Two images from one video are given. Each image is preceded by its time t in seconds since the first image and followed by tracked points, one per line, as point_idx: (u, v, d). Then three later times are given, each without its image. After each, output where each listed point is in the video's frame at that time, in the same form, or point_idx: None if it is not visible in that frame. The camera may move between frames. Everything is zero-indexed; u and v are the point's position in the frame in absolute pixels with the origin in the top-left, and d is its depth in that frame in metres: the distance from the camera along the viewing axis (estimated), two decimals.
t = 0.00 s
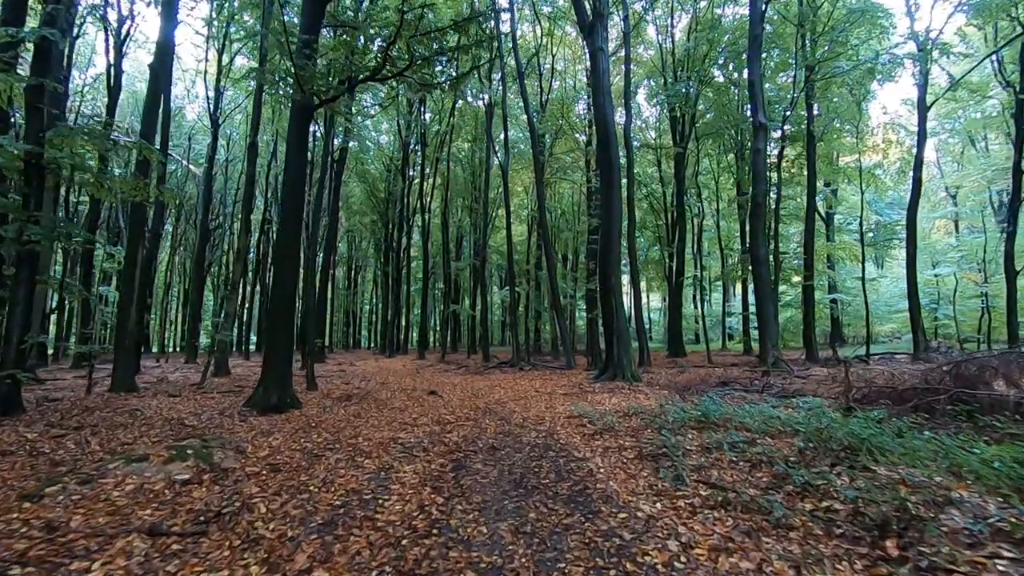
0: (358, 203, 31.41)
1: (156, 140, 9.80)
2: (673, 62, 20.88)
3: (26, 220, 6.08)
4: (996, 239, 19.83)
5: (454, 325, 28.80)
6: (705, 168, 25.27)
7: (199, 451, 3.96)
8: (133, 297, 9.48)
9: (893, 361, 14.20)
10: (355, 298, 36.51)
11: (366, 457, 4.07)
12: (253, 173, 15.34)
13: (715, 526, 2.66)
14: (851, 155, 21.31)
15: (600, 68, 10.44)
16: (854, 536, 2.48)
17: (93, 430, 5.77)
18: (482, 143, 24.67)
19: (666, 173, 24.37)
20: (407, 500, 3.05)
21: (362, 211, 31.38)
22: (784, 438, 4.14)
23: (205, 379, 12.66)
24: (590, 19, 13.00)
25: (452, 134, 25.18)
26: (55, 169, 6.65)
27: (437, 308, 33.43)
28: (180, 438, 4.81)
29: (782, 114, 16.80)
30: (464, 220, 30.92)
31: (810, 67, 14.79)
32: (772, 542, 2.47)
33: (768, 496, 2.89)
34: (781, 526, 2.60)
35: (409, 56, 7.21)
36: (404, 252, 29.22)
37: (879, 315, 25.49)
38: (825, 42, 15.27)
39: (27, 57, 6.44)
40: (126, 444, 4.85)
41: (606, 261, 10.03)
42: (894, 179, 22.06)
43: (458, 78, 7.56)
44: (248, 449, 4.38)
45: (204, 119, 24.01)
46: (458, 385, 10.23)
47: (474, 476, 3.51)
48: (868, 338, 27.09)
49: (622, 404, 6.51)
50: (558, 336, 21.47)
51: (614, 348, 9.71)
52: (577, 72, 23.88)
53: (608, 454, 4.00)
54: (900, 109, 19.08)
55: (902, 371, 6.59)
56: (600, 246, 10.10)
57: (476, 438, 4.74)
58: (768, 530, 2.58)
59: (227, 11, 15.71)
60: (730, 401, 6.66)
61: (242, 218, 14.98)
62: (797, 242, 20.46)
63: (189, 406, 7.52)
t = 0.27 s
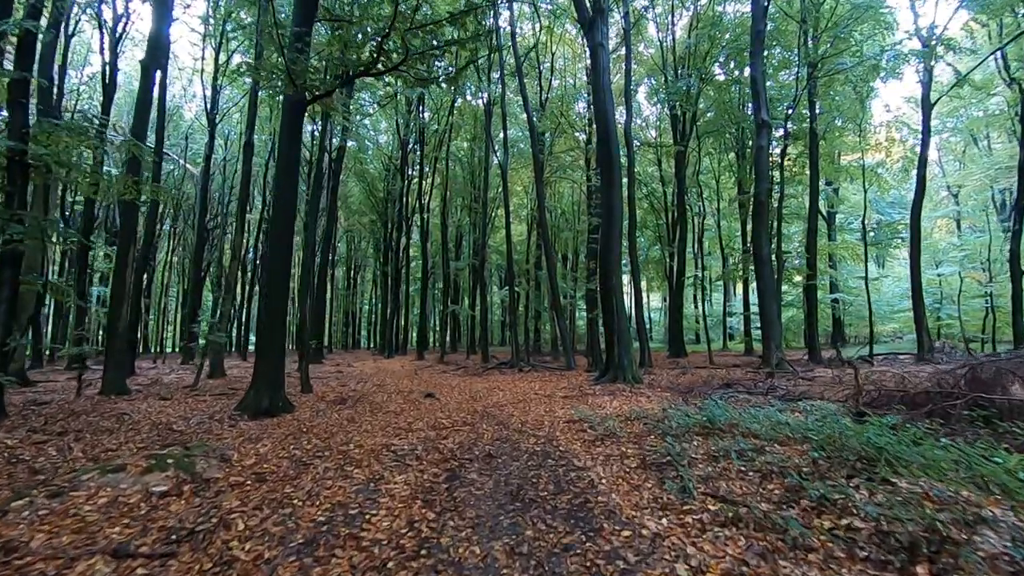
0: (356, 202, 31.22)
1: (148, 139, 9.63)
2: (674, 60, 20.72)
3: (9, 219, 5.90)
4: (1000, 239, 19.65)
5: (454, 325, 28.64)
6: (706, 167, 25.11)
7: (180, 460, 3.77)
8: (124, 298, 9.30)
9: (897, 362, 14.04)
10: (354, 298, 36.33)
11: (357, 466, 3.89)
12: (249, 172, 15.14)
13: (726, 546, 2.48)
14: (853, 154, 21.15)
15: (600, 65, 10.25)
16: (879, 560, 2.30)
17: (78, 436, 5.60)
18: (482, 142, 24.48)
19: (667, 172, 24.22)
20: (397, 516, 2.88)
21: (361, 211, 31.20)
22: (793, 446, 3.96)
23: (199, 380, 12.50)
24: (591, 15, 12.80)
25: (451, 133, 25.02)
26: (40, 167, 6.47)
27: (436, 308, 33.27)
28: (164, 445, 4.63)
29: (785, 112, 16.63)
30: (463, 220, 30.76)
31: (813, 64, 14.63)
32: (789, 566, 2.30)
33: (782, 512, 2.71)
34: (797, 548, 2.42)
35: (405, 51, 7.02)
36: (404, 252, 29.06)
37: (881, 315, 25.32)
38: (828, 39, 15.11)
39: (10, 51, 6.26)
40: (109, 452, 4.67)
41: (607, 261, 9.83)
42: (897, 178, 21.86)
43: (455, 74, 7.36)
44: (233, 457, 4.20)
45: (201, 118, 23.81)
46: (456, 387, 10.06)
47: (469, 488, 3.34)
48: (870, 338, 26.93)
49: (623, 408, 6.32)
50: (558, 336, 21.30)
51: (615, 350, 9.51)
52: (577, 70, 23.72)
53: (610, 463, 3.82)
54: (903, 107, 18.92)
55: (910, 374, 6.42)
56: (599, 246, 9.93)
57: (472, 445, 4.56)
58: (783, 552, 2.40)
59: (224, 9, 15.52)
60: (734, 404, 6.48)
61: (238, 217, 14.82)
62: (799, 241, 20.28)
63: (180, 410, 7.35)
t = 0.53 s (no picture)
0: (356, 202, 31.01)
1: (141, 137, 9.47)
2: (675, 60, 20.56)
3: None
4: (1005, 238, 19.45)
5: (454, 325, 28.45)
6: (708, 166, 24.92)
7: (163, 464, 3.60)
8: (117, 297, 9.14)
9: (902, 363, 13.84)
10: (354, 298, 36.15)
11: (349, 470, 3.72)
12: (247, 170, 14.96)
13: (740, 561, 2.32)
14: (857, 153, 20.97)
15: (602, 60, 10.08)
16: None
17: (64, 438, 5.43)
18: (481, 142, 24.30)
19: (668, 171, 24.05)
20: (388, 527, 2.71)
21: (361, 211, 31.03)
22: (806, 450, 3.78)
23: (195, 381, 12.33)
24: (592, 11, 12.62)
25: (450, 132, 24.85)
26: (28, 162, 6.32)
27: (437, 309, 33.09)
28: (151, 449, 4.47)
29: (787, 110, 16.44)
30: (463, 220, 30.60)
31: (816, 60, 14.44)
32: None
33: (799, 524, 2.55)
34: (818, 562, 2.26)
35: (402, 43, 6.85)
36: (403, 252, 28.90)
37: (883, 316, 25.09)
38: (831, 37, 14.95)
39: None
40: (94, 455, 4.51)
41: (609, 260, 9.64)
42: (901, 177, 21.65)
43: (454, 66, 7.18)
44: (219, 461, 4.02)
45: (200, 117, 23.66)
46: (455, 387, 9.89)
47: (465, 495, 3.17)
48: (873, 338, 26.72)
49: (626, 410, 6.13)
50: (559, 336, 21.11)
51: (617, 351, 9.31)
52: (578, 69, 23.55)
53: (614, 468, 3.65)
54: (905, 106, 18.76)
55: (921, 375, 6.25)
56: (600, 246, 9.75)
57: (470, 448, 4.39)
58: (802, 567, 2.24)
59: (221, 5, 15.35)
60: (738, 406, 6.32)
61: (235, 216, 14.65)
62: (803, 240, 20.06)
63: (172, 411, 7.18)
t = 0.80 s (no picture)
0: (355, 200, 30.82)
1: (135, 133, 9.27)
2: (678, 57, 20.38)
3: None
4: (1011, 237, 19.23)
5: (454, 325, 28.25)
6: (710, 164, 24.73)
7: (145, 471, 3.41)
8: (110, 295, 8.95)
9: (908, 363, 13.65)
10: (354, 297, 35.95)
11: (343, 477, 3.53)
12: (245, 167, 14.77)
13: None
14: (860, 151, 20.77)
15: (604, 53, 9.90)
16: None
17: (50, 441, 5.24)
18: (482, 140, 24.11)
19: (670, 169, 23.85)
20: (381, 541, 2.53)
21: (360, 209, 30.83)
22: (824, 455, 3.59)
23: (191, 381, 12.13)
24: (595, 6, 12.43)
25: (451, 130, 24.67)
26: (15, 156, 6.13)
27: (437, 308, 32.88)
28: (137, 453, 4.28)
29: (792, 107, 16.24)
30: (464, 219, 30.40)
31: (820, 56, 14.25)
32: None
33: (825, 539, 2.37)
34: None
35: (401, 33, 6.66)
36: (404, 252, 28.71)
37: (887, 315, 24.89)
38: (836, 33, 14.78)
39: None
40: (77, 460, 4.32)
41: (612, 258, 9.44)
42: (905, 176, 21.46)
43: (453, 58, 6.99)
44: (207, 466, 3.83)
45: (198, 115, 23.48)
46: (454, 388, 9.70)
47: (465, 505, 2.98)
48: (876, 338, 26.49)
49: (631, 412, 5.94)
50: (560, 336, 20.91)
51: (621, 350, 9.11)
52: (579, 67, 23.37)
53: (622, 474, 3.47)
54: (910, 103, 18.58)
55: (935, 376, 6.07)
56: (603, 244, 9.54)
57: (469, 453, 4.20)
58: None
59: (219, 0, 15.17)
60: (747, 408, 6.13)
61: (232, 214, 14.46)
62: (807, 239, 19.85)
63: (164, 411, 6.99)
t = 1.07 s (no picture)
0: (354, 200, 30.62)
1: (127, 130, 9.08)
2: (680, 55, 20.20)
3: None
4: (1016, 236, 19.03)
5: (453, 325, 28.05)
6: (711, 163, 24.57)
7: (124, 480, 3.22)
8: (101, 295, 8.73)
9: (913, 365, 13.46)
10: (353, 298, 35.76)
11: (332, 486, 3.36)
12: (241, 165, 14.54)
13: None
14: (863, 151, 20.60)
15: (606, 48, 9.72)
16: None
17: (31, 446, 5.04)
18: (482, 139, 23.92)
19: (671, 169, 23.68)
20: (370, 563, 2.36)
21: (359, 209, 30.63)
22: (841, 464, 3.40)
23: (185, 382, 11.92)
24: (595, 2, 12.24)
25: (450, 129, 24.47)
26: None
27: (436, 309, 32.69)
28: (118, 460, 4.08)
29: (794, 105, 16.06)
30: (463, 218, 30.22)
31: (824, 53, 14.05)
32: None
33: (852, 563, 2.18)
34: None
35: (397, 24, 6.46)
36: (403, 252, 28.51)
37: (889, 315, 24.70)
38: (840, 29, 14.58)
39: None
40: (57, 468, 4.12)
41: (614, 257, 9.22)
42: (909, 175, 21.28)
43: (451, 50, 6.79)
44: (191, 474, 3.64)
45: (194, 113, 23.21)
46: (453, 390, 9.50)
47: (459, 518, 2.82)
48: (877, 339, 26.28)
49: (635, 416, 5.74)
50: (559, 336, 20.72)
51: (623, 351, 8.91)
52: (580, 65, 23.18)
53: (627, 483, 3.29)
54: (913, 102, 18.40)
55: (948, 379, 5.90)
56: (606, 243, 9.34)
57: (467, 459, 4.02)
58: None
59: None
60: (755, 411, 5.93)
61: (228, 213, 14.25)
62: (809, 238, 19.66)
63: (154, 415, 6.78)
